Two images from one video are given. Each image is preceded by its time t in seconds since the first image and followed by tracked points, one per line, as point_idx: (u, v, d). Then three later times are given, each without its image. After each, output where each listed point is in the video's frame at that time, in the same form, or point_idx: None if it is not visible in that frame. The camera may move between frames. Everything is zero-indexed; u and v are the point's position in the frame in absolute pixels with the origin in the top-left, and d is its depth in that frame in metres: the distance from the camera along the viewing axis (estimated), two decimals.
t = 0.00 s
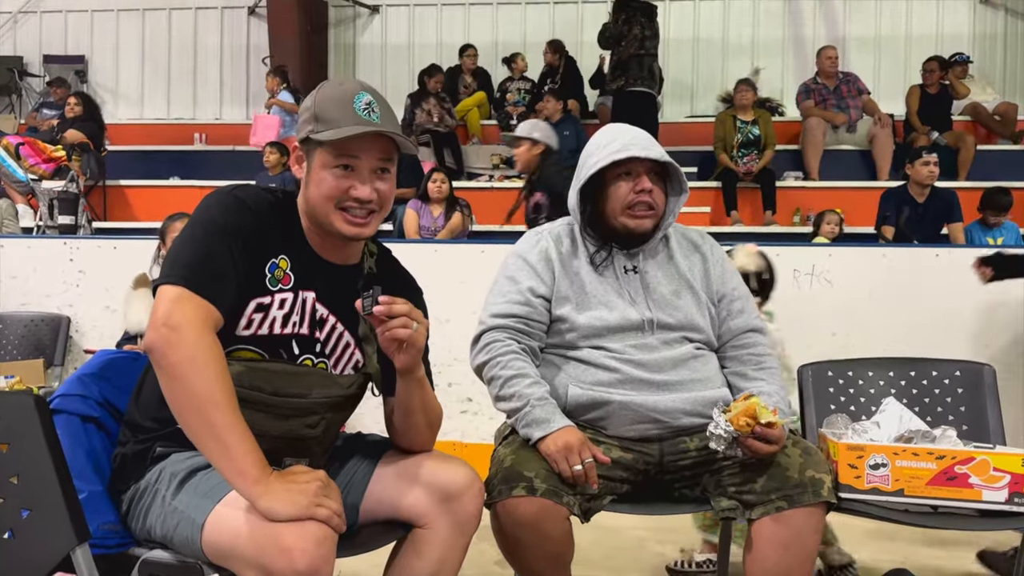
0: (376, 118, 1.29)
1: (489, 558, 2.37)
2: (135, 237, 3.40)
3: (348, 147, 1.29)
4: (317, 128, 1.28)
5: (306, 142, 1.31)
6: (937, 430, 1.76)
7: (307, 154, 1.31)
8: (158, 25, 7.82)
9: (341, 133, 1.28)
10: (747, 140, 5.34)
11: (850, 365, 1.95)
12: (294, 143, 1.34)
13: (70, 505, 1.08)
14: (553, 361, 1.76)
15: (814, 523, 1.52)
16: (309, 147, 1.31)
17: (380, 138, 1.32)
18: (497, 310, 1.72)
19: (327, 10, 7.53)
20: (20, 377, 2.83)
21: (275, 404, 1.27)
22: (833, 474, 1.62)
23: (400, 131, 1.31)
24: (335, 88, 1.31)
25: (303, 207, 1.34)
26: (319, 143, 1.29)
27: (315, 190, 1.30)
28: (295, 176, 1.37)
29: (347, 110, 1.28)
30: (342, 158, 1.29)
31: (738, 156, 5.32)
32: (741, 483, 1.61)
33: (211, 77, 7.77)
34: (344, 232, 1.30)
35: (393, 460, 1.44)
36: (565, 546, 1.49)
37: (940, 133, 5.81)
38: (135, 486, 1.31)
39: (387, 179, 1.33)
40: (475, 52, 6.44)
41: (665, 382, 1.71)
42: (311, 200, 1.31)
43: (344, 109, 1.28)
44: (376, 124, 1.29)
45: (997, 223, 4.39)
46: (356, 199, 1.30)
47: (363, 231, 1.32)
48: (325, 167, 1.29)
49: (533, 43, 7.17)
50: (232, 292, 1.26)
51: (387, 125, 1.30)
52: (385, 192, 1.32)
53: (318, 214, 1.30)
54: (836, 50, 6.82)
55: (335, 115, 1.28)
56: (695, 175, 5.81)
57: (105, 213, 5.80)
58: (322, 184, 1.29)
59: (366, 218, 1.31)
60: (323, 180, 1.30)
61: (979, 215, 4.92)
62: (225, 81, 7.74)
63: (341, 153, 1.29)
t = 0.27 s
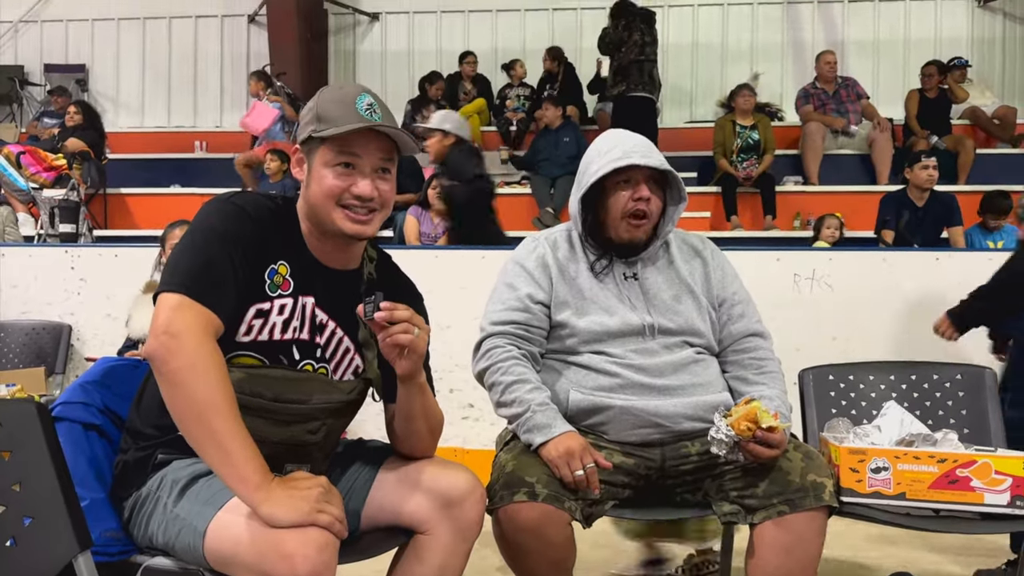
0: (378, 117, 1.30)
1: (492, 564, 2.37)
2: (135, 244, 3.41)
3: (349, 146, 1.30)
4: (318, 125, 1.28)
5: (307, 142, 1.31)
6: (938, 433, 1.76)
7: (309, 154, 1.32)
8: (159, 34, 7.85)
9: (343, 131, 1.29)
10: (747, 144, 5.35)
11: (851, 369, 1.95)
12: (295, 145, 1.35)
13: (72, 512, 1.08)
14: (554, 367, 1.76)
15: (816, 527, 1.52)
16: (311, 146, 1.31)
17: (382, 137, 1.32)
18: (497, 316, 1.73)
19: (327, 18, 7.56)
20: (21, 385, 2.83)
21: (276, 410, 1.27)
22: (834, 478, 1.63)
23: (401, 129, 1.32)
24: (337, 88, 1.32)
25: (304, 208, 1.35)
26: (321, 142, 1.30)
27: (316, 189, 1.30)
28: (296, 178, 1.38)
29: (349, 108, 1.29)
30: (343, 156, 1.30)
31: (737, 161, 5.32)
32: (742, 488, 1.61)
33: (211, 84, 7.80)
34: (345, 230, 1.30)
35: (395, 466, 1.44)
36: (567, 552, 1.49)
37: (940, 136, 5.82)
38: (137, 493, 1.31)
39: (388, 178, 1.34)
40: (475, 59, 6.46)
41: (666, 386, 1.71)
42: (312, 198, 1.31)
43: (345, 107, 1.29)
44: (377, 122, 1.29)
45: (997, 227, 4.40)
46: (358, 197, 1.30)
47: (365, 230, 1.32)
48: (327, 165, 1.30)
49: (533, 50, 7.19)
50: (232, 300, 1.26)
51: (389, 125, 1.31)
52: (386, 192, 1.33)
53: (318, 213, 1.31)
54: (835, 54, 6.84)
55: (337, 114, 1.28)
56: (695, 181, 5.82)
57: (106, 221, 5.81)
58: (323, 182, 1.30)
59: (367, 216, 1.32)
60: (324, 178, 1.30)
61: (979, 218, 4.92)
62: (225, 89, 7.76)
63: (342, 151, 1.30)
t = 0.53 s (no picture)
0: (377, 115, 1.29)
1: (494, 570, 2.35)
2: (135, 251, 3.41)
3: (349, 144, 1.30)
4: (318, 123, 1.28)
5: (308, 141, 1.31)
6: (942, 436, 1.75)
7: (309, 153, 1.32)
8: (158, 40, 7.86)
9: (342, 129, 1.29)
10: (746, 148, 5.35)
11: (854, 372, 1.94)
12: (295, 145, 1.35)
13: (72, 520, 1.08)
14: (556, 371, 1.75)
15: (820, 531, 1.51)
16: (311, 145, 1.31)
17: (382, 135, 1.32)
18: (498, 321, 1.72)
19: (326, 24, 7.56)
20: (21, 392, 2.82)
21: (276, 416, 1.26)
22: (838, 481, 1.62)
23: (401, 126, 1.31)
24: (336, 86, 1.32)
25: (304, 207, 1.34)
26: (321, 139, 1.30)
27: (316, 187, 1.30)
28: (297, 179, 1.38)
29: (349, 106, 1.28)
30: (343, 153, 1.30)
31: (737, 164, 5.33)
32: (746, 492, 1.61)
33: (211, 90, 7.80)
34: (345, 227, 1.29)
35: (397, 472, 1.43)
36: (570, 557, 1.48)
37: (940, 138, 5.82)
38: (138, 501, 1.30)
39: (388, 177, 1.33)
40: (474, 63, 6.46)
41: (668, 391, 1.70)
42: (312, 196, 1.31)
43: (345, 104, 1.29)
44: (377, 119, 1.29)
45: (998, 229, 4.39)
46: (358, 193, 1.29)
47: (365, 228, 1.31)
48: (327, 161, 1.30)
49: (532, 54, 7.20)
50: (232, 306, 1.26)
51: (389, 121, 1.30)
52: (387, 190, 1.32)
53: (318, 211, 1.30)
54: (835, 57, 6.84)
55: (337, 111, 1.28)
56: (695, 184, 5.82)
57: (106, 228, 5.80)
58: (323, 180, 1.29)
59: (367, 214, 1.31)
60: (324, 175, 1.30)
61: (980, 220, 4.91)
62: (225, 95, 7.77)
63: (342, 149, 1.30)
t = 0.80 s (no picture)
0: (386, 117, 1.30)
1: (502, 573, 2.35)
2: (140, 256, 3.41)
3: (360, 146, 1.30)
4: (328, 127, 1.28)
5: (317, 146, 1.31)
6: (951, 436, 1.76)
7: (319, 158, 1.32)
8: (160, 46, 7.87)
9: (352, 132, 1.29)
10: (748, 150, 5.37)
11: (861, 372, 1.94)
12: (303, 151, 1.34)
13: (84, 523, 1.07)
14: (564, 374, 1.75)
15: (831, 532, 1.51)
16: (321, 150, 1.31)
17: (391, 137, 1.32)
18: (506, 324, 1.72)
19: (327, 29, 7.57)
20: (27, 398, 2.83)
21: (287, 421, 1.27)
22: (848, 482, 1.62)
23: (410, 128, 1.32)
24: (343, 91, 1.32)
25: (315, 212, 1.34)
26: (330, 144, 1.30)
27: (328, 191, 1.30)
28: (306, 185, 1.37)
29: (358, 109, 1.29)
30: (354, 156, 1.30)
31: (739, 167, 5.35)
32: (756, 494, 1.61)
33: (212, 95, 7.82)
34: (359, 228, 1.30)
35: (407, 474, 1.43)
36: (580, 560, 1.48)
37: (942, 139, 5.82)
38: (148, 505, 1.30)
39: (399, 178, 1.34)
40: (475, 67, 6.47)
41: (677, 393, 1.70)
42: (324, 200, 1.30)
43: (354, 108, 1.29)
44: (386, 121, 1.29)
45: (1000, 229, 4.40)
46: (371, 196, 1.29)
47: (378, 229, 1.31)
48: (339, 165, 1.30)
49: (532, 58, 7.21)
50: (243, 310, 1.26)
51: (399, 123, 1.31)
52: (398, 191, 1.32)
53: (331, 214, 1.30)
54: (835, 59, 6.85)
55: (346, 115, 1.28)
56: (697, 187, 5.83)
57: (109, 233, 5.80)
58: (335, 183, 1.29)
59: (380, 215, 1.31)
60: (336, 179, 1.29)
61: (982, 220, 4.91)
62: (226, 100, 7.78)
63: (353, 151, 1.30)
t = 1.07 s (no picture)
0: (385, 124, 1.30)
1: None
2: (139, 262, 3.42)
3: (358, 154, 1.30)
4: (327, 134, 1.29)
5: (315, 152, 1.31)
6: (950, 437, 1.76)
7: (318, 164, 1.32)
8: (159, 52, 7.89)
9: (351, 139, 1.29)
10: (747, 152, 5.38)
11: (859, 373, 1.94)
12: (302, 156, 1.35)
13: (85, 528, 1.07)
14: (564, 377, 1.76)
15: (830, 533, 1.51)
16: (319, 156, 1.31)
17: (389, 144, 1.33)
18: (505, 327, 1.72)
19: (325, 35, 7.59)
20: (28, 405, 2.83)
21: (287, 425, 1.27)
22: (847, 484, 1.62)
23: (409, 135, 1.32)
24: (342, 98, 1.32)
25: (314, 218, 1.35)
26: (329, 150, 1.30)
27: (327, 197, 1.30)
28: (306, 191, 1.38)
29: (357, 116, 1.29)
30: (352, 164, 1.30)
31: (737, 169, 5.36)
32: (755, 495, 1.61)
33: (211, 101, 7.83)
34: (356, 236, 1.30)
35: (406, 478, 1.43)
36: (580, 563, 1.49)
37: (939, 141, 5.83)
38: (148, 511, 1.30)
39: (397, 185, 1.34)
40: (474, 72, 6.47)
41: (676, 395, 1.70)
42: (323, 207, 1.31)
43: (353, 115, 1.29)
44: (385, 128, 1.29)
45: (999, 230, 4.40)
46: (368, 202, 1.30)
47: (376, 236, 1.31)
48: (337, 172, 1.30)
49: (531, 62, 7.23)
50: (243, 314, 1.26)
51: (397, 130, 1.31)
52: (396, 198, 1.33)
53: (330, 220, 1.30)
54: (832, 61, 6.87)
55: (345, 122, 1.29)
56: (695, 189, 5.84)
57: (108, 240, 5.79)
58: (333, 190, 1.30)
59: (378, 221, 1.31)
60: (335, 186, 1.30)
61: (981, 221, 4.92)
62: (225, 106, 7.79)
63: (351, 159, 1.30)
